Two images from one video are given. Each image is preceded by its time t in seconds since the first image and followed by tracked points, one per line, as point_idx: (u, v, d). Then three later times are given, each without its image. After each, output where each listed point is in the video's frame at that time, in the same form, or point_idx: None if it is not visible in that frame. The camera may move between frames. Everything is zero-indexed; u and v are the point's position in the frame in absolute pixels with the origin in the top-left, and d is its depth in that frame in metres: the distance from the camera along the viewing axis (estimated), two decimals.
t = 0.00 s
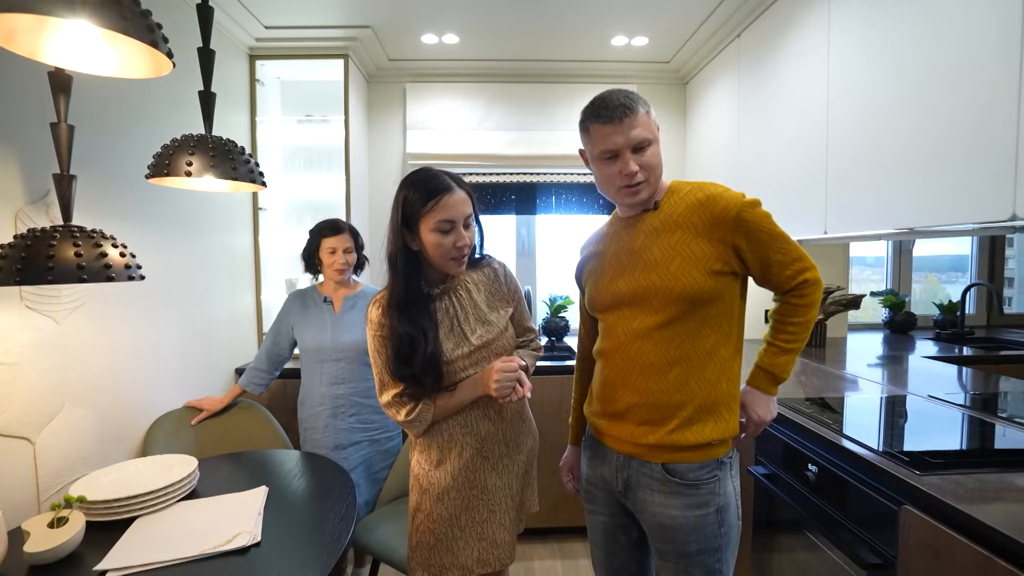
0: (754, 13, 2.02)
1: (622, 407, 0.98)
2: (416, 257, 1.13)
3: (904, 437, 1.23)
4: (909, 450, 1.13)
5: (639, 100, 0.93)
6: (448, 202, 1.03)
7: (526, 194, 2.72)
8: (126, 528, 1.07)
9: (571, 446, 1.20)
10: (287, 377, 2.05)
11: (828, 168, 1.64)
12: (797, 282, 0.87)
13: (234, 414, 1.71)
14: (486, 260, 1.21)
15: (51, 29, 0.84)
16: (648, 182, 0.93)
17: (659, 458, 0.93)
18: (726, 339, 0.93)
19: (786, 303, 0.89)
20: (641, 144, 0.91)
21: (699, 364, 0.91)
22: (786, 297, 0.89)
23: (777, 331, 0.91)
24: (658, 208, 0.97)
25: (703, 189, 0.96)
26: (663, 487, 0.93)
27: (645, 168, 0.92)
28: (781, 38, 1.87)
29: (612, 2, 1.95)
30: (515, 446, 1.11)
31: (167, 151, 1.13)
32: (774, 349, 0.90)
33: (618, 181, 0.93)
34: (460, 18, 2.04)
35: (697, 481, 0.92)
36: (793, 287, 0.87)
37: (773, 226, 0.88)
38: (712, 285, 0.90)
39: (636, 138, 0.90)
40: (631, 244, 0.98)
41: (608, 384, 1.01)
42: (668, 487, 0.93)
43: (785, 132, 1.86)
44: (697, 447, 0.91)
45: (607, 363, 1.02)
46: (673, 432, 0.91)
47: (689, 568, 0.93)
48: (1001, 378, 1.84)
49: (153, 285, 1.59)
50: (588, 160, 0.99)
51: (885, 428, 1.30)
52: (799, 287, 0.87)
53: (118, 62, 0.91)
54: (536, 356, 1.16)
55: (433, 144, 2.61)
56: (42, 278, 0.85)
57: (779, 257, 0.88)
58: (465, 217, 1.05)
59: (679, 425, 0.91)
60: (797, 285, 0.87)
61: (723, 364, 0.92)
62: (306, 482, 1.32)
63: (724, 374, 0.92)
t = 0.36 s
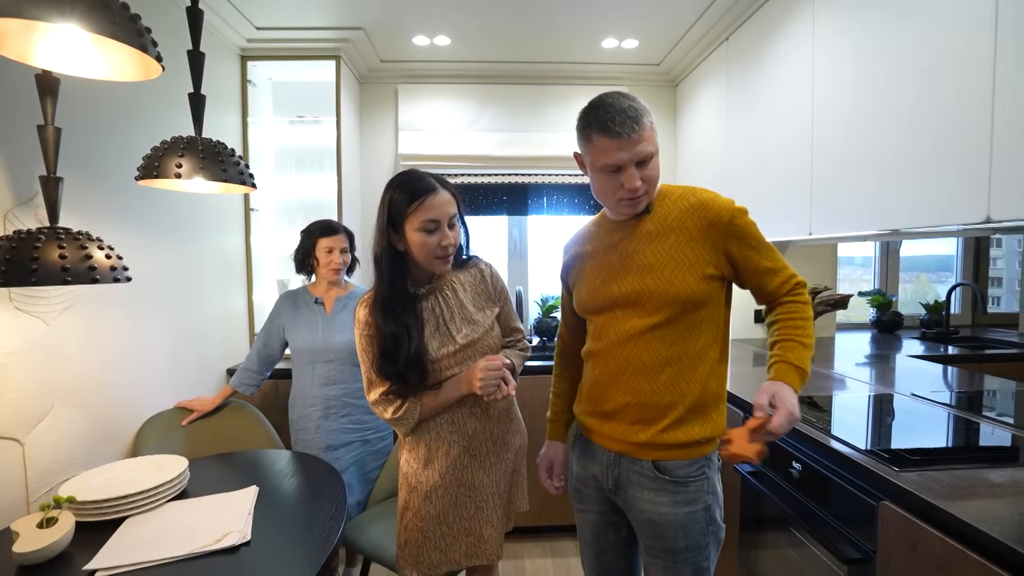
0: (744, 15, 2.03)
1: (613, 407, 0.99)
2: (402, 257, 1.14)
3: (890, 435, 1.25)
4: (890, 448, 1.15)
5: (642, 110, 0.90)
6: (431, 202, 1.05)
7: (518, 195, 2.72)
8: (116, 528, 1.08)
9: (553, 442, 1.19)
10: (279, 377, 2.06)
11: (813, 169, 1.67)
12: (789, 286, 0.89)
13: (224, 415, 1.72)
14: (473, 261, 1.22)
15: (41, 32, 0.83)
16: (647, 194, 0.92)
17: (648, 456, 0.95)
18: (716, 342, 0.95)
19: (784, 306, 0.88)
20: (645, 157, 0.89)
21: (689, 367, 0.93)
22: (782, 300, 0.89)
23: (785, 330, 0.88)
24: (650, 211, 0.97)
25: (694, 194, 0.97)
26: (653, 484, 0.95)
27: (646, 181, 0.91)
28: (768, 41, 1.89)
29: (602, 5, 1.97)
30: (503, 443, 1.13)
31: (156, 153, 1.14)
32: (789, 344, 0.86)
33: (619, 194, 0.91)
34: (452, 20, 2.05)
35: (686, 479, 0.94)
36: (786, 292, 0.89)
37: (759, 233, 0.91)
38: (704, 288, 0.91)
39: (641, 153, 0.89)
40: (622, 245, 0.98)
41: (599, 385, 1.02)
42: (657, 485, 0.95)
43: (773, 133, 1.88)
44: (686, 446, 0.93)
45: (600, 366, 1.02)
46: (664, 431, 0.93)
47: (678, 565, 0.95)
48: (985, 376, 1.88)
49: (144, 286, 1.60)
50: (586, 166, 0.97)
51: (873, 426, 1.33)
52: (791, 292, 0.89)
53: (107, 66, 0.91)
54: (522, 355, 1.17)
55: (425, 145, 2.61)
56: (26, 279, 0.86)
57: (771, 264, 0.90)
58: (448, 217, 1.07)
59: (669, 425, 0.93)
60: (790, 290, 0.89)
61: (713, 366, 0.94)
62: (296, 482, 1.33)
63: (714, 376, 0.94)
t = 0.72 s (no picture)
0: (734, 12, 2.03)
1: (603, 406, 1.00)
2: (389, 246, 1.14)
3: (880, 430, 1.26)
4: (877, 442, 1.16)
5: (621, 97, 0.89)
6: (416, 188, 1.04)
7: (509, 193, 2.73)
8: (100, 524, 1.07)
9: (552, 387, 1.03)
10: (268, 374, 2.05)
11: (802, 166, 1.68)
12: (759, 306, 0.87)
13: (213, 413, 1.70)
14: (463, 253, 1.22)
15: (18, 21, 0.82)
16: (623, 179, 0.91)
17: (642, 453, 0.95)
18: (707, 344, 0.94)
19: (749, 322, 0.86)
20: (618, 142, 0.89)
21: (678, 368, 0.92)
22: (749, 316, 0.87)
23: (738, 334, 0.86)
24: (646, 206, 0.96)
25: (691, 192, 0.95)
26: (647, 480, 0.95)
27: (619, 166, 0.90)
28: (758, 38, 1.89)
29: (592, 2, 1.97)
30: (489, 438, 1.12)
31: (140, 146, 1.13)
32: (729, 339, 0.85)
33: (593, 179, 0.93)
34: (442, 16, 2.05)
35: (680, 475, 0.94)
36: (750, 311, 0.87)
37: (747, 237, 0.90)
38: (695, 290, 0.90)
39: (613, 138, 0.88)
40: (618, 240, 0.97)
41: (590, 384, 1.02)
42: (651, 480, 0.95)
43: (763, 130, 1.88)
44: (683, 443, 0.93)
45: (592, 363, 1.01)
46: (657, 431, 0.93)
47: (671, 559, 0.96)
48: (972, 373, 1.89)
49: (130, 282, 1.58)
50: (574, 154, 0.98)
51: (863, 421, 1.34)
52: (757, 314, 0.87)
53: (85, 55, 0.90)
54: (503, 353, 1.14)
55: (416, 142, 2.61)
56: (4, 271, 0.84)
57: (752, 277, 0.89)
58: (433, 204, 1.06)
59: (663, 424, 0.93)
60: (759, 310, 0.87)
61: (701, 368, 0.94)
62: (284, 478, 1.32)
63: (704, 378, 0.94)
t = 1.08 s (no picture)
0: (731, 10, 2.04)
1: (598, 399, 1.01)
2: (396, 232, 1.15)
3: (876, 424, 1.27)
4: (874, 435, 1.17)
5: (604, 86, 0.91)
6: (423, 172, 1.06)
7: (508, 191, 2.74)
8: (101, 517, 1.08)
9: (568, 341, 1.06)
10: (268, 371, 2.05)
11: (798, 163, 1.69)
12: (739, 302, 0.84)
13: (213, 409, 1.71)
14: (468, 247, 1.24)
15: (20, 16, 0.83)
16: (608, 167, 0.94)
17: (636, 449, 0.96)
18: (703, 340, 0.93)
19: (721, 315, 0.84)
20: (600, 131, 0.91)
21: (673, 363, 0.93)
22: (725, 309, 0.84)
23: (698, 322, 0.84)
24: (648, 197, 0.97)
25: (694, 185, 0.94)
26: (641, 476, 0.96)
27: (603, 154, 0.93)
28: (755, 35, 1.90)
29: None
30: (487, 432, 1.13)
31: (141, 140, 1.13)
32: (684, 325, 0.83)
33: (583, 166, 0.97)
34: (441, 14, 2.05)
35: (673, 472, 0.94)
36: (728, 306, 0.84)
37: (746, 230, 0.88)
38: (689, 283, 0.91)
39: (597, 126, 0.91)
40: (619, 233, 0.98)
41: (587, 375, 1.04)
42: (644, 477, 0.95)
43: (761, 127, 1.89)
44: (675, 439, 0.93)
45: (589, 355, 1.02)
46: (651, 427, 0.94)
47: (664, 554, 0.96)
48: (968, 369, 1.90)
49: (130, 277, 1.58)
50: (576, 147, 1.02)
51: (860, 415, 1.35)
52: (734, 310, 0.84)
53: (87, 50, 0.91)
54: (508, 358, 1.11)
55: (415, 140, 2.62)
56: (9, 263, 0.85)
57: (740, 271, 0.86)
58: (439, 189, 1.07)
59: (657, 420, 0.94)
60: (738, 305, 0.84)
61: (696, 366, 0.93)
62: (284, 473, 1.33)
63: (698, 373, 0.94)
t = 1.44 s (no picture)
0: (733, 7, 2.05)
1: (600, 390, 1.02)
2: (413, 217, 1.18)
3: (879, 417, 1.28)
4: (875, 428, 1.18)
5: (608, 77, 0.94)
6: (442, 158, 1.09)
7: (512, 188, 2.75)
8: (113, 505, 1.10)
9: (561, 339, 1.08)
10: (274, 365, 2.07)
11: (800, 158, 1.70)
12: (761, 297, 0.85)
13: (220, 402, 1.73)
14: (483, 240, 1.25)
15: (38, 10, 0.86)
16: (608, 156, 0.97)
17: (633, 442, 0.97)
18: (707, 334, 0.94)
19: (747, 315, 0.84)
20: (600, 120, 0.94)
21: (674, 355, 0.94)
22: (750, 308, 0.85)
23: (727, 331, 0.83)
24: (654, 189, 0.98)
25: (701, 178, 0.95)
26: (638, 469, 0.97)
27: (603, 143, 0.96)
28: (757, 32, 1.91)
29: None
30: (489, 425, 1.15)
31: (152, 134, 1.15)
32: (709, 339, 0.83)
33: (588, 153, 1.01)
34: (445, 13, 2.07)
35: (671, 465, 0.95)
36: (752, 303, 0.85)
37: (757, 222, 0.89)
38: (696, 275, 0.91)
39: (598, 115, 0.94)
40: (625, 224, 0.99)
41: (590, 366, 1.05)
42: (642, 470, 0.96)
43: (763, 123, 1.91)
44: (673, 433, 0.94)
45: (592, 346, 1.03)
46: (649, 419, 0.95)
47: (661, 546, 0.97)
48: (972, 364, 1.90)
49: (139, 271, 1.61)
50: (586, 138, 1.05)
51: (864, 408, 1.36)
52: (759, 306, 0.84)
53: (103, 44, 0.92)
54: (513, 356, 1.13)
55: (419, 137, 2.64)
56: (28, 253, 0.87)
57: (758, 265, 0.86)
58: (455, 175, 1.10)
59: (654, 412, 0.95)
60: (762, 301, 0.84)
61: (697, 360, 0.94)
62: (290, 464, 1.35)
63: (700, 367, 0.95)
